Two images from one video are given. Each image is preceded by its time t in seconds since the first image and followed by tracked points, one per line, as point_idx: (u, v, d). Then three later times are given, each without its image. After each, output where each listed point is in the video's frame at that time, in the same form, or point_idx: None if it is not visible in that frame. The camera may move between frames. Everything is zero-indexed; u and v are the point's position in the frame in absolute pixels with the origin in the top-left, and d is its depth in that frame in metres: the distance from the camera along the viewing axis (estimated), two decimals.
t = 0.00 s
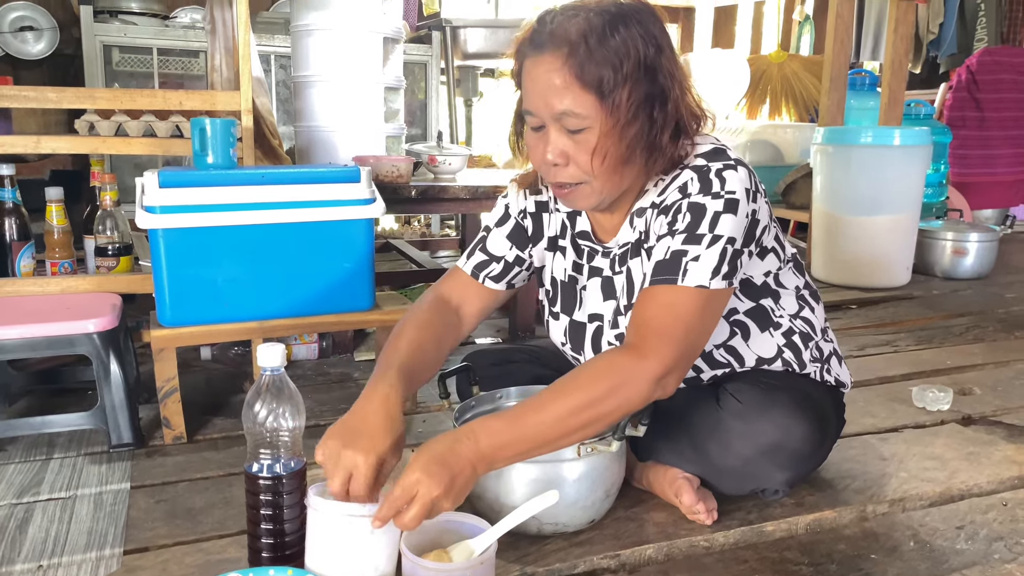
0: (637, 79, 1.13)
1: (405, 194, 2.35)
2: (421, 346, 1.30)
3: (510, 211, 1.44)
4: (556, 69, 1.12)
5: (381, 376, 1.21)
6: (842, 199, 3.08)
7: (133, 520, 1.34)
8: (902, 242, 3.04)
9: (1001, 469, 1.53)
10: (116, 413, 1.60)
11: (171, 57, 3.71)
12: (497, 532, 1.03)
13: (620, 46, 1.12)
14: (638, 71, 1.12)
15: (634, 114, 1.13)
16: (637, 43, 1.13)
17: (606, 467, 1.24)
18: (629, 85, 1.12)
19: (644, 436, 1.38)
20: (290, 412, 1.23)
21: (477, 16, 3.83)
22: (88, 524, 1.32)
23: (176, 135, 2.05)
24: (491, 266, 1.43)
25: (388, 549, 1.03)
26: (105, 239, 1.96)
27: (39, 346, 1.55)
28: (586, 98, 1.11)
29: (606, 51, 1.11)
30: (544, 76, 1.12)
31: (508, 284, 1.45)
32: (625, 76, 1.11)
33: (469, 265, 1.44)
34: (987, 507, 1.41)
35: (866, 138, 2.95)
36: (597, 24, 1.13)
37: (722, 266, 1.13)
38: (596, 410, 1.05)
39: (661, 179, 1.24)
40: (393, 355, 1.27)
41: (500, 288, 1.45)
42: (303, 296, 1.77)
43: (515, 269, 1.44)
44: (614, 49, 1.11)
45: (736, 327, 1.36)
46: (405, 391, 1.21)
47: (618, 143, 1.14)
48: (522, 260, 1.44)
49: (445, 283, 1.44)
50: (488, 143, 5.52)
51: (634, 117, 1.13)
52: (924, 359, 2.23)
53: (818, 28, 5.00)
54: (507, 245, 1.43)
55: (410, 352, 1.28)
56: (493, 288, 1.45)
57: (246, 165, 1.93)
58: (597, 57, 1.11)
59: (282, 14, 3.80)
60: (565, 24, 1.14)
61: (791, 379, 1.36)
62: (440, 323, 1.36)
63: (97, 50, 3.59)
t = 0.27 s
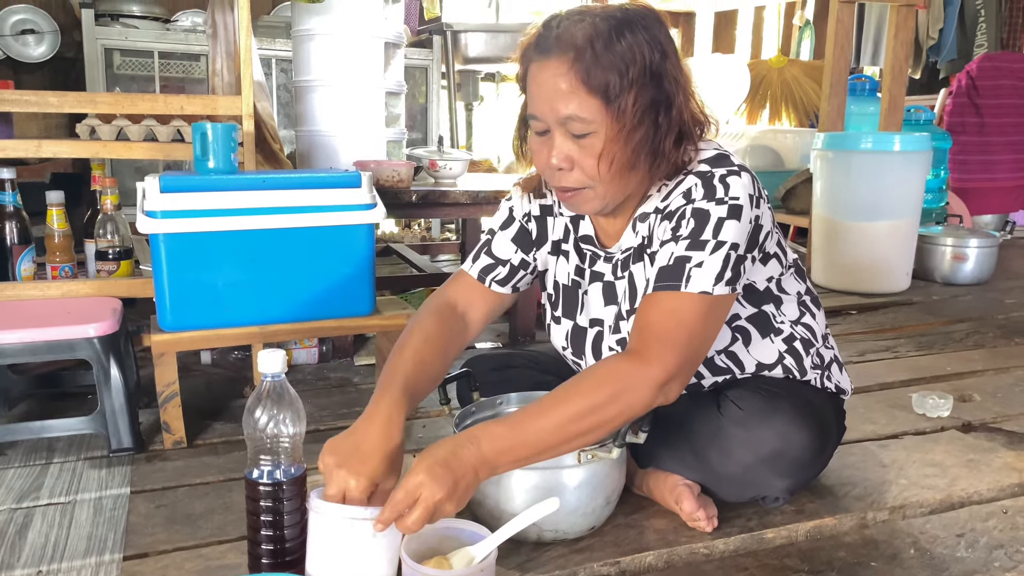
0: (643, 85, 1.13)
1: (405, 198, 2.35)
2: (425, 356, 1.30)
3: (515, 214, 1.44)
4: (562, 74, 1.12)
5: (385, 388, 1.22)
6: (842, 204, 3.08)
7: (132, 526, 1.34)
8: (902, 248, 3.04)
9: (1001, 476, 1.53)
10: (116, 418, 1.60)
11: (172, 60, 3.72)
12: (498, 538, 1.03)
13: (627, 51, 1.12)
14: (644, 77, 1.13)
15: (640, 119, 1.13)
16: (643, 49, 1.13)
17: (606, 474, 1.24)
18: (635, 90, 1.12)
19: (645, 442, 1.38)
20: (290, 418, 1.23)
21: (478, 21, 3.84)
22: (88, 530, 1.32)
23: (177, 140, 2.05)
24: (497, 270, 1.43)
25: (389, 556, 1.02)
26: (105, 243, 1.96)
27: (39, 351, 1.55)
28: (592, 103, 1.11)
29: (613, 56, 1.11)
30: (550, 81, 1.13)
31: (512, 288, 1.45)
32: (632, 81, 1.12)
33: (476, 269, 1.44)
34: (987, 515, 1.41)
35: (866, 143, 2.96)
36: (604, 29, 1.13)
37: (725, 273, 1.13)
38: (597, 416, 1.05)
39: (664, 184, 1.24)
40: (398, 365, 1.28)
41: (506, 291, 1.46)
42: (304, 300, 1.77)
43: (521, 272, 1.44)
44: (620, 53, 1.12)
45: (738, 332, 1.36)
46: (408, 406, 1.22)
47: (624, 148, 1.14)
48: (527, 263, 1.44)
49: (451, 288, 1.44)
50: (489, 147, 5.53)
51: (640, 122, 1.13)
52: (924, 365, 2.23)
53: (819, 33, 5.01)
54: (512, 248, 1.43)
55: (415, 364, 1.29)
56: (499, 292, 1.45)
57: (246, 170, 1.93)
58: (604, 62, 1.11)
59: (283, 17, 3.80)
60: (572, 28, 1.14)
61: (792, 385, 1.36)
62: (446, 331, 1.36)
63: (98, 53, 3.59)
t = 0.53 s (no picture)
0: (656, 86, 1.12)
1: (407, 198, 2.35)
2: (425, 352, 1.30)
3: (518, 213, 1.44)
4: (574, 74, 1.11)
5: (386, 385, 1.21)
6: (844, 205, 3.08)
7: (133, 524, 1.34)
8: (904, 249, 3.04)
9: (1003, 477, 1.52)
10: (117, 416, 1.60)
11: (174, 59, 3.71)
12: (501, 538, 1.03)
13: (640, 51, 1.12)
14: (657, 78, 1.13)
15: (653, 120, 1.13)
16: (656, 49, 1.13)
17: (609, 474, 1.24)
18: (649, 92, 1.12)
19: (648, 442, 1.37)
20: (292, 417, 1.23)
21: (480, 21, 3.84)
22: (89, 528, 1.32)
23: (178, 139, 2.05)
24: (498, 268, 1.43)
25: (391, 554, 1.02)
26: (107, 241, 1.96)
27: (40, 349, 1.54)
28: (605, 104, 1.11)
29: (626, 56, 1.11)
30: (562, 80, 1.12)
31: (513, 286, 1.45)
32: (645, 82, 1.11)
33: (477, 267, 1.44)
34: (989, 516, 1.40)
35: (868, 145, 2.96)
36: (617, 29, 1.13)
37: (731, 274, 1.13)
38: (601, 418, 1.05)
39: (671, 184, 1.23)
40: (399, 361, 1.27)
41: (506, 289, 1.46)
42: (306, 300, 1.76)
43: (521, 271, 1.45)
44: (634, 54, 1.11)
45: (742, 334, 1.35)
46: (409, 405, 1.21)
47: (636, 149, 1.13)
48: (528, 262, 1.44)
49: (451, 284, 1.44)
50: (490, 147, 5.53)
51: (654, 124, 1.13)
52: (925, 366, 2.23)
53: (820, 34, 5.01)
54: (514, 246, 1.43)
55: (415, 360, 1.28)
56: (500, 290, 1.45)
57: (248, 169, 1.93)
58: (617, 62, 1.11)
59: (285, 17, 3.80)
60: (584, 28, 1.14)
61: (794, 387, 1.36)
62: (445, 327, 1.35)
63: (99, 52, 3.59)
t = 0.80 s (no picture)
0: (671, 85, 1.12)
1: (408, 195, 2.35)
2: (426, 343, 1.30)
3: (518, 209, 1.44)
4: (590, 69, 1.11)
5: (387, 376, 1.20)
6: (845, 205, 3.07)
7: (132, 521, 1.33)
8: (905, 249, 3.04)
9: (1004, 477, 1.52)
10: (116, 413, 1.60)
11: (175, 57, 3.71)
12: (499, 535, 1.03)
13: (655, 48, 1.12)
14: (672, 76, 1.12)
15: (669, 119, 1.12)
16: (671, 46, 1.13)
17: (608, 472, 1.23)
18: (664, 89, 1.11)
19: (648, 440, 1.37)
20: (292, 413, 1.22)
21: (481, 19, 3.84)
22: (88, 524, 1.32)
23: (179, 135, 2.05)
24: (497, 263, 1.43)
25: (390, 551, 1.02)
26: (106, 239, 1.96)
27: (40, 345, 1.54)
28: (620, 101, 1.10)
29: (643, 53, 1.11)
30: (576, 76, 1.11)
31: (512, 281, 1.46)
32: (661, 80, 1.11)
33: (476, 261, 1.44)
34: (990, 515, 1.40)
35: (869, 144, 2.95)
36: (632, 25, 1.12)
37: (732, 272, 1.13)
38: (601, 413, 1.04)
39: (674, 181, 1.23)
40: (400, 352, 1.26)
41: (505, 284, 1.46)
42: (305, 296, 1.76)
43: (520, 267, 1.45)
44: (650, 51, 1.11)
45: (743, 332, 1.35)
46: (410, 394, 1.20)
47: (651, 147, 1.13)
48: (528, 258, 1.44)
49: (448, 278, 1.44)
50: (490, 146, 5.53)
51: (670, 122, 1.13)
52: (926, 366, 2.22)
53: (822, 33, 5.00)
54: (513, 242, 1.43)
55: (416, 351, 1.27)
56: (497, 285, 1.45)
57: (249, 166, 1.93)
58: (634, 58, 1.10)
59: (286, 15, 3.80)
60: (599, 23, 1.13)
61: (795, 385, 1.35)
62: (444, 318, 1.36)
63: (100, 49, 3.59)
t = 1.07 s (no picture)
0: (679, 85, 1.12)
1: (408, 195, 2.35)
2: (424, 350, 1.30)
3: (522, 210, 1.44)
4: (598, 68, 1.10)
5: (382, 381, 1.21)
6: (846, 205, 3.07)
7: (131, 520, 1.33)
8: (905, 249, 3.04)
9: (1004, 478, 1.52)
10: (116, 412, 1.60)
11: (176, 56, 3.71)
12: (498, 536, 1.02)
13: (664, 48, 1.11)
14: (680, 77, 1.12)
15: (677, 119, 1.12)
16: (679, 46, 1.12)
17: (607, 472, 1.23)
18: (673, 90, 1.11)
19: (647, 441, 1.37)
20: (290, 413, 1.22)
21: (482, 19, 3.84)
22: (86, 524, 1.32)
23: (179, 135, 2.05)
24: (500, 266, 1.43)
25: (389, 551, 1.02)
26: (106, 238, 1.96)
27: (40, 344, 1.54)
28: (628, 101, 1.10)
29: (651, 52, 1.11)
30: (584, 75, 1.11)
31: (517, 283, 1.45)
32: (670, 80, 1.11)
33: (478, 264, 1.44)
34: (990, 517, 1.40)
35: (870, 145, 2.95)
36: (642, 24, 1.12)
37: (733, 272, 1.13)
38: (598, 411, 1.04)
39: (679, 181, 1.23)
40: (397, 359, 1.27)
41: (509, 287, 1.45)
42: (304, 296, 1.76)
43: (524, 269, 1.44)
44: (659, 50, 1.11)
45: (743, 333, 1.35)
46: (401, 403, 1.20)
47: (657, 147, 1.13)
48: (531, 259, 1.44)
49: (453, 281, 1.44)
50: (491, 146, 5.53)
51: (678, 123, 1.13)
52: (926, 366, 2.22)
53: (823, 33, 5.00)
54: (517, 244, 1.42)
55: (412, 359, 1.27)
56: (502, 288, 1.44)
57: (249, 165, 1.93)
58: (643, 58, 1.10)
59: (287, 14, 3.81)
60: (608, 22, 1.13)
61: (795, 387, 1.35)
62: (449, 321, 1.36)
63: (101, 48, 3.59)
